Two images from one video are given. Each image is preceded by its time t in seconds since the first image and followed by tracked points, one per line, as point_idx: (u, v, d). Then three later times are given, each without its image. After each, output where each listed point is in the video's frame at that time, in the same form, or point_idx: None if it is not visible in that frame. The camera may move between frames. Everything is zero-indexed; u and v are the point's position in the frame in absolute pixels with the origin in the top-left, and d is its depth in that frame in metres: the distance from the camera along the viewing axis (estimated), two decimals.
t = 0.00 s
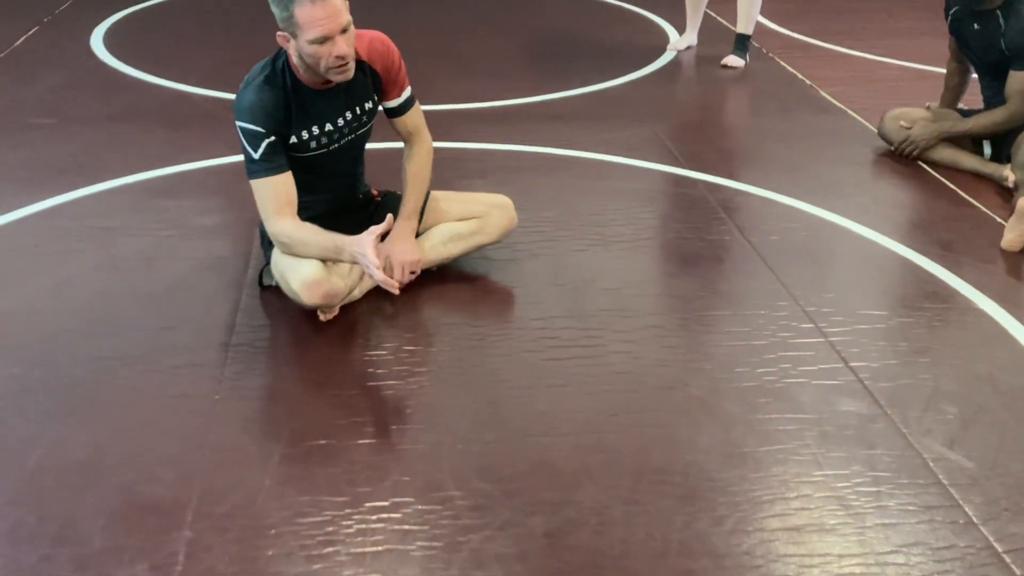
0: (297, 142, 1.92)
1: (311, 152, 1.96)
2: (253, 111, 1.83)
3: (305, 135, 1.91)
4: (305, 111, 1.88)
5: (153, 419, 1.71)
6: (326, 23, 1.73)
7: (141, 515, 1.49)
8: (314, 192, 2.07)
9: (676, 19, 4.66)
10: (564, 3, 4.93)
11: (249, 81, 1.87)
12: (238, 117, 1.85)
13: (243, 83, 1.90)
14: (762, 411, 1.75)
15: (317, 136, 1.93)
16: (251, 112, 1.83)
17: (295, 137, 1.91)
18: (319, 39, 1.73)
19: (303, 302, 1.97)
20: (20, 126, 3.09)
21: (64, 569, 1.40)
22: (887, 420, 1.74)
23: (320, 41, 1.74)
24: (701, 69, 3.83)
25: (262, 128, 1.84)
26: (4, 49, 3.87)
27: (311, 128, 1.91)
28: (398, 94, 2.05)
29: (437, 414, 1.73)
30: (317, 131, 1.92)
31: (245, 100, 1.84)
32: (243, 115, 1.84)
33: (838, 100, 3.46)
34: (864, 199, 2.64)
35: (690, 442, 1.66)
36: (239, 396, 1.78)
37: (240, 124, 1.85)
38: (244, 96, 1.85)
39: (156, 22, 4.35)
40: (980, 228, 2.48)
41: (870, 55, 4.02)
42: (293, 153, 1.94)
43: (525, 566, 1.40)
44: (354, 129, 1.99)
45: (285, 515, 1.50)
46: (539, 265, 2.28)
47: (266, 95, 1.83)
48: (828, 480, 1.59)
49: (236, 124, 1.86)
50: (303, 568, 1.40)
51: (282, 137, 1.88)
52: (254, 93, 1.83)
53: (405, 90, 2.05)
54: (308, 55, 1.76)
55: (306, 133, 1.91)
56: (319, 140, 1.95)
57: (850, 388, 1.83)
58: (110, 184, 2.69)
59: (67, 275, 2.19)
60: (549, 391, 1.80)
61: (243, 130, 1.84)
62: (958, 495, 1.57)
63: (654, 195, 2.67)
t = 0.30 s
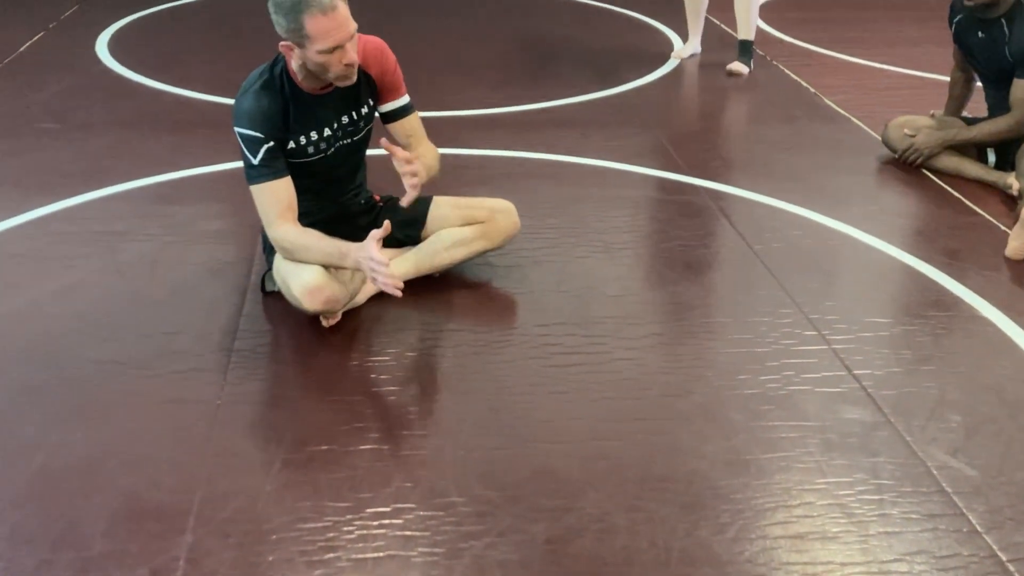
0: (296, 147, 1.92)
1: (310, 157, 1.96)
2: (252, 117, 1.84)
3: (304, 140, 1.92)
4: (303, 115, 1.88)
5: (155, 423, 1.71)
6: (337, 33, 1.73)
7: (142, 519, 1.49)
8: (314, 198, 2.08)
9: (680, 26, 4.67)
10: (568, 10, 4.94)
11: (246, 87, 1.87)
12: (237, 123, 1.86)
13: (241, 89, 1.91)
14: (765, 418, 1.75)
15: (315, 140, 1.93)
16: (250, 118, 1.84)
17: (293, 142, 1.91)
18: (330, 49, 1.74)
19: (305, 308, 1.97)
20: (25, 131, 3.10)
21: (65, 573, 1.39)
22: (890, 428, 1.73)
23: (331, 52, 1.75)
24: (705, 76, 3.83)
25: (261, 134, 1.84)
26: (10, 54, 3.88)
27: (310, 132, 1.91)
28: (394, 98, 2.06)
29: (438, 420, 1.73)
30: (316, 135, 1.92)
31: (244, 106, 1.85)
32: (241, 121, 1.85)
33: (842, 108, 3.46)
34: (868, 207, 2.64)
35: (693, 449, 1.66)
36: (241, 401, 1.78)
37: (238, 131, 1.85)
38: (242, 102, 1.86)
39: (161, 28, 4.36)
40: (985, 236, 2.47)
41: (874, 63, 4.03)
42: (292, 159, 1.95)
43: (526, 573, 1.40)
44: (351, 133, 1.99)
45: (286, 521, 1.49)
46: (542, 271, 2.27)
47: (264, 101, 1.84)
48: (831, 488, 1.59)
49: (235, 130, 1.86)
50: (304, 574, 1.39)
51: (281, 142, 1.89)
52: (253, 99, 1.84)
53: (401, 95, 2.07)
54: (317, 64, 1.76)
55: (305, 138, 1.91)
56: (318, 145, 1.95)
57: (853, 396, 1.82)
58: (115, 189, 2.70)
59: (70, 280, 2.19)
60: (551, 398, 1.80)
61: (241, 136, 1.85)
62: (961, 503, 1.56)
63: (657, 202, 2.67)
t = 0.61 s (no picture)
0: (300, 163, 1.94)
1: (313, 173, 1.98)
2: (257, 136, 1.85)
3: (307, 156, 1.94)
4: (307, 131, 1.91)
5: (160, 438, 1.72)
6: (343, 45, 1.76)
7: (147, 534, 1.50)
8: (319, 214, 2.09)
9: (686, 44, 4.69)
10: (574, 28, 4.97)
11: (249, 106, 1.89)
12: (241, 142, 1.87)
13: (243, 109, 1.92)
14: (769, 436, 1.75)
15: (319, 157, 1.96)
16: (254, 137, 1.86)
17: (298, 159, 1.93)
18: (336, 60, 1.77)
19: (311, 324, 1.98)
20: (35, 147, 3.13)
21: None
22: (894, 446, 1.73)
23: (337, 63, 1.77)
24: (710, 94, 3.85)
25: (266, 152, 1.86)
26: (21, 70, 3.92)
27: (314, 148, 1.94)
28: (397, 103, 2.09)
29: (442, 436, 1.74)
30: (320, 151, 1.95)
31: (247, 125, 1.87)
32: (245, 140, 1.86)
33: (847, 126, 3.47)
34: (872, 225, 2.64)
35: (697, 467, 1.66)
36: (246, 416, 1.79)
37: (242, 150, 1.87)
38: (245, 121, 1.88)
39: (170, 45, 4.40)
40: (989, 255, 2.48)
41: (878, 81, 4.04)
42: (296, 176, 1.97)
43: None
44: (353, 147, 2.02)
45: (290, 536, 1.50)
46: (547, 288, 2.28)
47: (268, 119, 1.86)
48: (835, 506, 1.59)
49: (239, 149, 1.87)
50: None
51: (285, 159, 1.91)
52: (256, 118, 1.86)
53: (404, 97, 2.09)
54: (322, 76, 1.78)
55: (308, 154, 1.93)
56: (321, 161, 1.97)
57: (857, 414, 1.82)
58: (123, 205, 2.72)
59: (78, 295, 2.21)
60: (555, 414, 1.80)
61: (246, 155, 1.87)
62: (966, 522, 1.56)
63: (661, 219, 2.68)
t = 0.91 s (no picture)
0: (319, 169, 1.96)
1: (332, 178, 2.00)
2: (280, 140, 1.87)
3: (326, 162, 1.96)
4: (327, 137, 1.94)
5: (176, 448, 1.73)
6: (367, 49, 1.80)
7: (162, 544, 1.50)
8: (336, 222, 2.10)
9: (700, 57, 4.70)
10: (589, 42, 4.98)
11: (271, 112, 1.91)
12: (263, 146, 1.89)
13: (264, 115, 1.94)
14: (785, 452, 1.74)
15: (338, 162, 1.98)
16: (277, 141, 1.87)
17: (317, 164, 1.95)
18: (358, 63, 1.80)
19: (326, 333, 1.98)
20: (53, 158, 3.16)
21: None
22: (911, 462, 1.72)
23: (359, 66, 1.80)
24: (725, 108, 3.85)
25: (289, 156, 1.88)
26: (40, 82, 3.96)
27: (333, 154, 1.96)
28: (416, 101, 2.14)
29: (457, 448, 1.74)
30: (339, 157, 1.97)
31: (270, 130, 1.88)
32: (268, 145, 1.88)
33: (863, 141, 3.46)
34: (888, 240, 2.63)
35: (713, 482, 1.65)
36: (261, 427, 1.79)
37: (264, 154, 1.88)
38: (267, 126, 1.89)
39: (187, 57, 4.44)
40: (1007, 271, 2.46)
41: (894, 96, 4.03)
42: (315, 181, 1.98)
43: None
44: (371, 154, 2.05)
45: (305, 548, 1.50)
46: (561, 301, 2.28)
47: (291, 124, 1.89)
48: (852, 522, 1.57)
49: (261, 154, 1.89)
50: None
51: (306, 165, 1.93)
52: (279, 123, 1.88)
53: (422, 92, 2.15)
54: (342, 77, 1.81)
55: (328, 159, 1.96)
56: (339, 167, 1.99)
57: (874, 430, 1.81)
58: (139, 215, 2.74)
59: (94, 305, 2.22)
60: (570, 427, 1.80)
61: (268, 160, 1.88)
62: (985, 540, 1.54)
63: (676, 233, 2.68)
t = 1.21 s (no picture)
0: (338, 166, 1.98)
1: (350, 175, 2.02)
2: (303, 135, 1.89)
3: (346, 158, 1.98)
4: (347, 133, 1.95)
5: (185, 453, 1.73)
6: (396, 44, 1.84)
7: (169, 548, 1.50)
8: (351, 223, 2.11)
9: (710, 66, 4.70)
10: (599, 50, 4.99)
11: (292, 110, 1.93)
12: (285, 142, 1.90)
13: (284, 114, 1.96)
14: (794, 461, 1.73)
15: (356, 159, 1.99)
16: (300, 137, 1.89)
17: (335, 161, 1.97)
18: (387, 57, 1.84)
19: (336, 335, 1.99)
20: (65, 163, 3.17)
21: None
22: (922, 473, 1.71)
23: (387, 60, 1.84)
24: (735, 117, 3.85)
25: (311, 151, 1.89)
26: (52, 87, 3.99)
27: (352, 150, 1.97)
28: (426, 96, 2.18)
29: (465, 455, 1.73)
30: (357, 153, 1.99)
31: (293, 126, 1.90)
32: (290, 141, 1.90)
33: (874, 150, 3.45)
34: (899, 250, 2.62)
35: (722, 491, 1.65)
36: (270, 432, 1.79)
37: (287, 149, 1.90)
38: (290, 123, 1.91)
39: (199, 64, 4.46)
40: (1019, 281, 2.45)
41: (905, 105, 4.02)
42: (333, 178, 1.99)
43: None
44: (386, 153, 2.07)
45: (312, 553, 1.50)
46: (571, 309, 2.28)
47: (313, 120, 1.91)
48: (862, 532, 1.56)
49: (283, 150, 1.90)
50: None
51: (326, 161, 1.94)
52: (302, 119, 1.90)
53: (433, 86, 2.19)
54: (370, 71, 1.85)
55: (346, 156, 1.97)
56: (358, 163, 2.01)
57: (884, 440, 1.80)
58: (150, 220, 2.75)
59: (105, 309, 2.23)
60: (579, 435, 1.79)
61: (290, 154, 1.89)
62: (996, 551, 1.53)
63: (686, 241, 2.67)
